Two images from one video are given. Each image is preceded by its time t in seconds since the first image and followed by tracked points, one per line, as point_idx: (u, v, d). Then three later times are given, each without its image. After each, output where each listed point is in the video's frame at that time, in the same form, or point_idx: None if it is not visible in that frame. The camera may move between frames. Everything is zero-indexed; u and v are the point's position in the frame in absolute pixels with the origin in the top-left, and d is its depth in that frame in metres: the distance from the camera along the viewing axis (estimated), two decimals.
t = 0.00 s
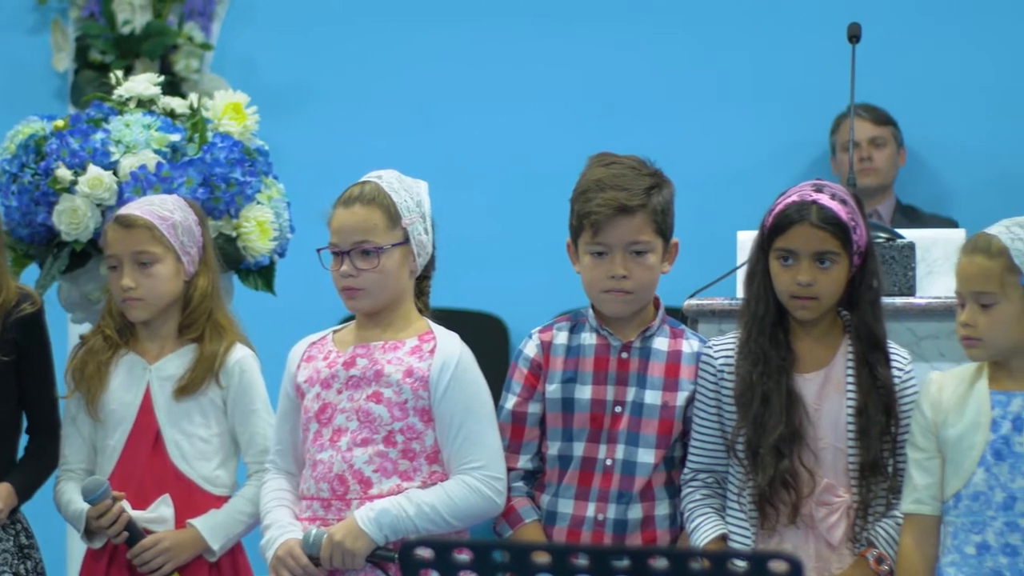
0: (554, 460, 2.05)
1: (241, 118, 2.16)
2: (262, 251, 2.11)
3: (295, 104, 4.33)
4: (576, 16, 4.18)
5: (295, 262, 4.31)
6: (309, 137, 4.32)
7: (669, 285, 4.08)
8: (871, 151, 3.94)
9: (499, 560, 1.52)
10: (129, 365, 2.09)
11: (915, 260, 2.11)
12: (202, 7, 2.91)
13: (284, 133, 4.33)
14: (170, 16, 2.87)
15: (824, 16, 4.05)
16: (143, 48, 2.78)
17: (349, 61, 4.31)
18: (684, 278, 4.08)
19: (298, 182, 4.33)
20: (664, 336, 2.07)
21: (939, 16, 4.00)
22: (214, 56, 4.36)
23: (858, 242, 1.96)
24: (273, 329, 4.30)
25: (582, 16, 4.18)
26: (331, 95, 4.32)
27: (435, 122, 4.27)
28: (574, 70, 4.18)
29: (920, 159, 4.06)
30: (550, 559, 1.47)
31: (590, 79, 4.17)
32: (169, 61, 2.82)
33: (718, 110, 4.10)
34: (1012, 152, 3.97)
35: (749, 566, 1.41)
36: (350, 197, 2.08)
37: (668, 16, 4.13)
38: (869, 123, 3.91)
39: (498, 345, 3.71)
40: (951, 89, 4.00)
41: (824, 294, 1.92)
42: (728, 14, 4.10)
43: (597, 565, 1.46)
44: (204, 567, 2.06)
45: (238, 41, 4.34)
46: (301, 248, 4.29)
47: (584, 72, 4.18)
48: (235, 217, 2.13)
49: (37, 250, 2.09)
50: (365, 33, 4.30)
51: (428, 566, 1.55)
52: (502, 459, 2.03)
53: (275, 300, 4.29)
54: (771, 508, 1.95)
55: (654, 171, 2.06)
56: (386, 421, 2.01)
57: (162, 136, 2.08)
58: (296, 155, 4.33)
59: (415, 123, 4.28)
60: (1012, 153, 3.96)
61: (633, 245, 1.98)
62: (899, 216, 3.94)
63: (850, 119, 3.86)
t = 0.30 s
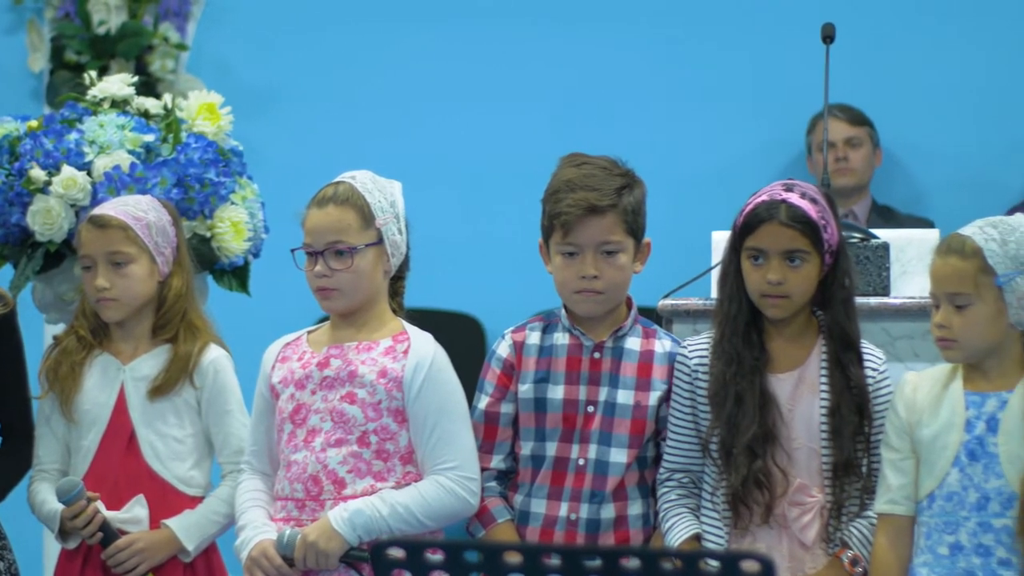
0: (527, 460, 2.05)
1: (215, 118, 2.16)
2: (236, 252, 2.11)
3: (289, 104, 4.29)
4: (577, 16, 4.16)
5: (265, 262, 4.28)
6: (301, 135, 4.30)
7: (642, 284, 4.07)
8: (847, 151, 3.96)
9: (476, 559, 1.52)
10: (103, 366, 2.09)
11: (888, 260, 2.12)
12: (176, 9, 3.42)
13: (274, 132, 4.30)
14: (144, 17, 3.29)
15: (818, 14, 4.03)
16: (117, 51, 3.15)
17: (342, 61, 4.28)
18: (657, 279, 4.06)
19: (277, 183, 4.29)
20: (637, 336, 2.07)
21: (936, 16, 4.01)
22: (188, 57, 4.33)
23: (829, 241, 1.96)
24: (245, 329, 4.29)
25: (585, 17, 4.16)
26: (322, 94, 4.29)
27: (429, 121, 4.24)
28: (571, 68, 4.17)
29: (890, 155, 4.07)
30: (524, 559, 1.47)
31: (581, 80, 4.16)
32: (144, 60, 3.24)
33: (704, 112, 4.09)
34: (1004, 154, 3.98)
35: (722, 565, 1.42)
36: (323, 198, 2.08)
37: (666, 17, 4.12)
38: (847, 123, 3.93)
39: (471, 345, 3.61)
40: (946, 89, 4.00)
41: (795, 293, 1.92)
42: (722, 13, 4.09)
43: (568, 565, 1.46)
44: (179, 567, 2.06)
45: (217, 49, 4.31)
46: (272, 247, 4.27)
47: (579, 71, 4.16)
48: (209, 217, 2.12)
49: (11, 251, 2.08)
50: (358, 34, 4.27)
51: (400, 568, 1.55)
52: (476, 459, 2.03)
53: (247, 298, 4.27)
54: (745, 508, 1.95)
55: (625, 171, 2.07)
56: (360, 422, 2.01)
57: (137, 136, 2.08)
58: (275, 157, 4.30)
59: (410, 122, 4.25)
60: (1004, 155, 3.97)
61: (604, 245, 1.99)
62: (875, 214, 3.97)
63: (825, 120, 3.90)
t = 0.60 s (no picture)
0: (498, 461, 2.05)
1: (188, 119, 2.16)
2: (208, 253, 2.11)
3: (278, 105, 4.27)
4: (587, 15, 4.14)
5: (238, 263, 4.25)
6: (283, 134, 4.27)
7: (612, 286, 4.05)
8: (820, 153, 3.96)
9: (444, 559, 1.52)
10: (74, 367, 2.09)
11: (861, 262, 2.12)
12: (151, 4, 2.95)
13: (260, 132, 4.27)
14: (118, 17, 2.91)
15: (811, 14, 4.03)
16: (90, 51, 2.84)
17: (334, 63, 4.26)
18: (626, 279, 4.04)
19: (260, 184, 4.27)
20: (608, 336, 2.07)
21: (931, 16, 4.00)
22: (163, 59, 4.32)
23: (797, 238, 1.96)
24: (217, 332, 4.24)
25: (580, 18, 4.14)
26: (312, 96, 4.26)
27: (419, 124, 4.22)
28: (566, 68, 4.15)
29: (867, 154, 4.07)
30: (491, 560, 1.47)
31: (572, 81, 4.14)
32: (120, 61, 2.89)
33: (693, 112, 4.07)
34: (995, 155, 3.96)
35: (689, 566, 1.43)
36: (295, 198, 2.09)
37: (660, 17, 4.11)
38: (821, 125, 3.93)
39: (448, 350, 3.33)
40: (939, 91, 3.99)
41: (762, 290, 1.92)
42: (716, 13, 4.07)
43: (535, 565, 1.46)
44: (149, 568, 2.06)
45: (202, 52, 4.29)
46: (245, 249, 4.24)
47: (572, 71, 4.14)
48: (181, 218, 2.13)
49: None
50: (350, 34, 4.25)
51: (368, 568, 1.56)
52: (447, 459, 2.03)
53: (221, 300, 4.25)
54: (713, 508, 1.97)
55: (596, 172, 2.08)
56: (332, 423, 2.01)
57: (109, 137, 2.08)
58: (261, 158, 4.27)
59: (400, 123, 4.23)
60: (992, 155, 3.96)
61: (576, 246, 1.99)
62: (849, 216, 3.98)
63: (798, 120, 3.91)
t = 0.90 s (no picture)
0: (466, 462, 2.05)
1: (157, 119, 2.15)
2: (177, 253, 2.10)
3: (267, 106, 4.26)
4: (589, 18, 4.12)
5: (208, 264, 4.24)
6: (278, 134, 4.26)
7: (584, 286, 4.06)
8: (791, 154, 3.94)
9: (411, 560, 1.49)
10: (43, 368, 2.09)
11: (829, 262, 2.13)
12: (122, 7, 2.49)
13: (249, 130, 4.27)
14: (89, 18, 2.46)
15: (811, 13, 4.02)
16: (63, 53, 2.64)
17: (329, 63, 4.24)
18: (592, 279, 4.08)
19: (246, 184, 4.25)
20: (575, 337, 2.09)
21: (931, 15, 3.98)
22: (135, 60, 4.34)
23: (762, 234, 1.98)
24: (195, 327, 4.25)
25: (576, 20, 4.12)
26: (304, 99, 4.25)
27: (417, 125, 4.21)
28: (560, 69, 4.13)
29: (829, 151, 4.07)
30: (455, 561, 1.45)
31: (566, 82, 4.13)
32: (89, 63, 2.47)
33: (684, 113, 4.06)
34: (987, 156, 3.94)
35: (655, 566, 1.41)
36: (263, 200, 2.08)
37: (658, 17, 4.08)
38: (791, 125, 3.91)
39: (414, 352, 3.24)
40: (937, 92, 3.97)
41: (727, 285, 1.93)
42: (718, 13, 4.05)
43: (501, 565, 1.44)
44: (118, 569, 2.06)
45: (193, 56, 4.29)
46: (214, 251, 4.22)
47: (570, 71, 4.12)
48: (150, 219, 2.13)
49: None
50: (343, 36, 4.24)
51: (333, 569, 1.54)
52: (417, 458, 2.03)
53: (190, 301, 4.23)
54: (678, 510, 1.97)
55: (564, 173, 2.08)
56: (300, 424, 2.00)
57: (77, 138, 2.07)
58: (249, 156, 4.26)
59: (393, 124, 4.21)
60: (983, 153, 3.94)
61: (544, 247, 1.99)
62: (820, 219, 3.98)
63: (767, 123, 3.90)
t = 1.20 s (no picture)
0: (436, 463, 2.05)
1: (125, 121, 2.16)
2: (147, 254, 2.13)
3: (255, 106, 4.19)
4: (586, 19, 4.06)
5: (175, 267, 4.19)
6: (276, 134, 4.19)
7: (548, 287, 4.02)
8: (761, 154, 3.91)
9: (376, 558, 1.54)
10: (12, 369, 2.08)
11: (798, 263, 2.15)
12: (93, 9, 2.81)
13: (236, 129, 4.20)
14: (60, 18, 2.74)
15: (816, 12, 3.96)
16: (30, 52, 2.62)
17: (323, 63, 4.17)
18: (561, 282, 4.02)
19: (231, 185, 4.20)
20: (544, 338, 2.09)
21: (933, 15, 3.94)
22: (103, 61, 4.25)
23: (725, 230, 2.00)
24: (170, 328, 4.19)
25: (575, 20, 4.07)
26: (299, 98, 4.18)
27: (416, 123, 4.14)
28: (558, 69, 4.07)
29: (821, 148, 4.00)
30: (422, 562, 1.45)
31: (563, 84, 4.07)
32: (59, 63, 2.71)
33: (679, 114, 4.02)
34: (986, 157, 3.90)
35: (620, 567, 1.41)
36: (231, 202, 2.08)
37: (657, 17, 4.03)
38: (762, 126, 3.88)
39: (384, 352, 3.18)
40: (935, 94, 3.93)
41: (691, 280, 1.95)
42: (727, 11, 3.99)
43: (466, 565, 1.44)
44: (88, 570, 2.06)
45: (184, 56, 4.22)
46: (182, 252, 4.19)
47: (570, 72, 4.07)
48: (119, 220, 2.14)
49: None
50: (339, 36, 4.17)
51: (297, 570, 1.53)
52: (385, 459, 2.03)
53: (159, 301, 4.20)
54: (643, 512, 1.99)
55: (533, 174, 2.08)
56: (269, 425, 2.00)
57: (46, 139, 2.07)
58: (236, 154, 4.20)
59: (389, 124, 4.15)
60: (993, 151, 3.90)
61: (515, 249, 1.98)
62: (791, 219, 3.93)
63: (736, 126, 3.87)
